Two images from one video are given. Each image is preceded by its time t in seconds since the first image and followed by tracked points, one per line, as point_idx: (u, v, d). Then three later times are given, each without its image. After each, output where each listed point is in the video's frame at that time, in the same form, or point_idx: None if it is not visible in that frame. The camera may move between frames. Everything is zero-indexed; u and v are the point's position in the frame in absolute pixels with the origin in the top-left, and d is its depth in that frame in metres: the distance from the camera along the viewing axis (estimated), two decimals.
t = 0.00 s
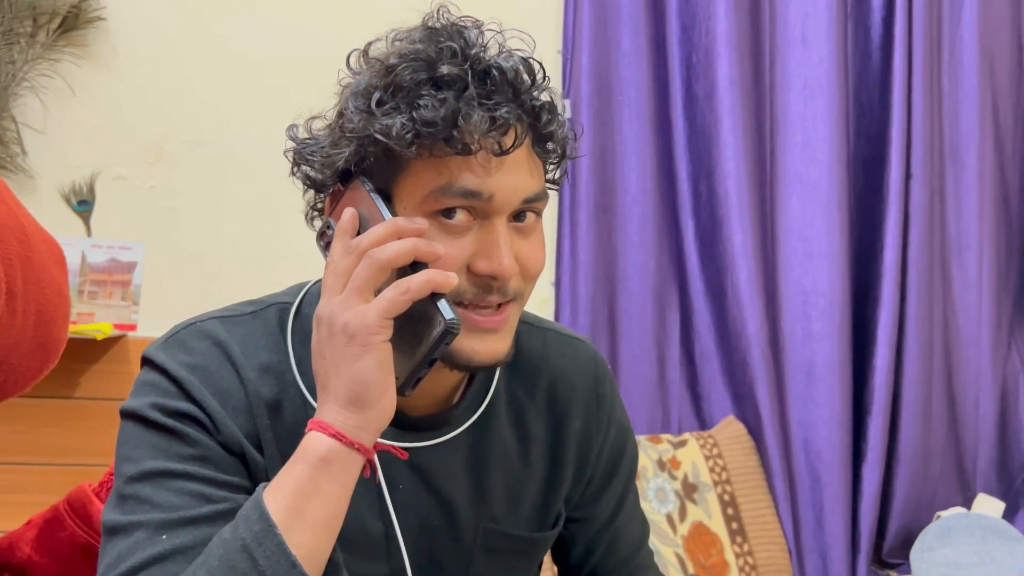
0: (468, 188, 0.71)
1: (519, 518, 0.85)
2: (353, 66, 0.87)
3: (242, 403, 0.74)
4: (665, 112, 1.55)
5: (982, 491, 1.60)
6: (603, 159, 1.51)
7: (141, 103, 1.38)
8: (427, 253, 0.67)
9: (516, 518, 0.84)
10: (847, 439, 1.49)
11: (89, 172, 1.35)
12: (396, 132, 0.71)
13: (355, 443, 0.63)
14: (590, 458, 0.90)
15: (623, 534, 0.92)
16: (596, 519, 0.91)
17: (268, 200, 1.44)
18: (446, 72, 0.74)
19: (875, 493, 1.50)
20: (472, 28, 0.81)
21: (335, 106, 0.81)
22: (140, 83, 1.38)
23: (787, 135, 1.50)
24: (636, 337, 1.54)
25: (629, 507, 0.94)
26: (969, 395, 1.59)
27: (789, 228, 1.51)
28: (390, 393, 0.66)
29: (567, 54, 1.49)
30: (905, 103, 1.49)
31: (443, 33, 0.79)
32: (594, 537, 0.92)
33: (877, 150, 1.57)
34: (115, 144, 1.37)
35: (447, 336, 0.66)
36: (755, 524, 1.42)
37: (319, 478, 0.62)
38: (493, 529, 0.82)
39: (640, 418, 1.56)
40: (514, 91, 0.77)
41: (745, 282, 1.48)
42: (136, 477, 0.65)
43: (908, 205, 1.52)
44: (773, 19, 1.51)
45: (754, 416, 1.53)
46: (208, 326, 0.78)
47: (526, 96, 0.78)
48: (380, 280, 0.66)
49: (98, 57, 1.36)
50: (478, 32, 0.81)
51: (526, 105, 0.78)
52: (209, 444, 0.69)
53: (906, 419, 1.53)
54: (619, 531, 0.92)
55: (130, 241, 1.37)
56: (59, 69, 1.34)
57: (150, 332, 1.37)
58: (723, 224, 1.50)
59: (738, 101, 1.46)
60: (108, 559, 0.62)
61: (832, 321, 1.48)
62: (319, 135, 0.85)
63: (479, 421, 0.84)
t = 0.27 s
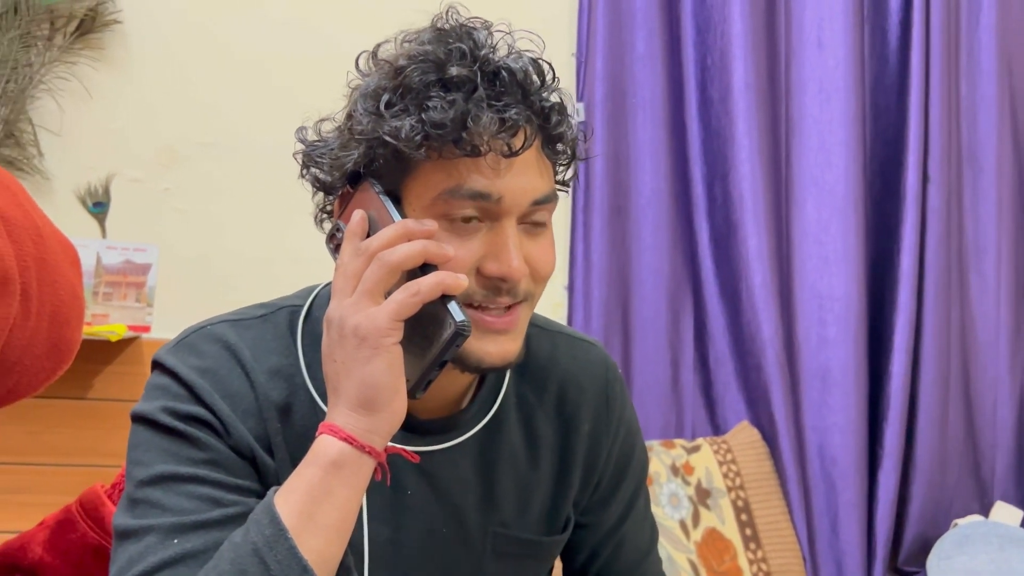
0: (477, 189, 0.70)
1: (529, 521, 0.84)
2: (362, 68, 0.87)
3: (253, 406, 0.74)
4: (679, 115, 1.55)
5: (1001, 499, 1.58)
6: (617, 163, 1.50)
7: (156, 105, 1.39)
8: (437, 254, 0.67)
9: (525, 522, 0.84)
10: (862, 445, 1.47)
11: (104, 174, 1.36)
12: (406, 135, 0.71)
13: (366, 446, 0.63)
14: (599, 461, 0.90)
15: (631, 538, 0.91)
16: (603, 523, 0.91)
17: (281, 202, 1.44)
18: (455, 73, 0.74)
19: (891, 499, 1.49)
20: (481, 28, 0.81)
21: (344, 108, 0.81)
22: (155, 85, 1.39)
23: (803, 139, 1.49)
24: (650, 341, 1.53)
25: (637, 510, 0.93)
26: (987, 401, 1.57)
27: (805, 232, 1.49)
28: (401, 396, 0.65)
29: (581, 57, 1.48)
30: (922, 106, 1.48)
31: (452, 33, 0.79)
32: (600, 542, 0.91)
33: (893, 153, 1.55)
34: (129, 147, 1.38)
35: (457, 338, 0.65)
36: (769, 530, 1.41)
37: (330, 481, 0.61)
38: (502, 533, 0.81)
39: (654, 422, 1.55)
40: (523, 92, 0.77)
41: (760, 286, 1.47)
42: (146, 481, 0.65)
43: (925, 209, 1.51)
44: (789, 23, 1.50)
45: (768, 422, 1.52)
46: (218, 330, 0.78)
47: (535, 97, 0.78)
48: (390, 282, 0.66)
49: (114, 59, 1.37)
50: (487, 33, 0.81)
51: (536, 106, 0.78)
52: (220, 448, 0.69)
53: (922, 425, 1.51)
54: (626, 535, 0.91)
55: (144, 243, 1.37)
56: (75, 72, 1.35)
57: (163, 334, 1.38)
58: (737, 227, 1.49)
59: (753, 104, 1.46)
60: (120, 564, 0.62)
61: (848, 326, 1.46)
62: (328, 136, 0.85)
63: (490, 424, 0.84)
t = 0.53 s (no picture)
0: (500, 197, 0.71)
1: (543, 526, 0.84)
2: (389, 74, 0.88)
3: (275, 408, 0.75)
4: (694, 121, 1.55)
5: (1017, 508, 1.57)
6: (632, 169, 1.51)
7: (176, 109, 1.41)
8: (461, 259, 0.67)
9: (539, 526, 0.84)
10: (877, 452, 1.47)
11: (124, 177, 1.38)
12: (431, 142, 0.72)
13: (390, 448, 0.64)
14: (613, 469, 0.90)
15: (642, 546, 0.92)
16: (615, 531, 0.91)
17: (299, 206, 1.45)
18: (481, 82, 0.75)
19: (906, 507, 1.48)
20: (509, 38, 0.81)
21: (370, 113, 0.82)
22: (175, 90, 1.40)
23: (818, 145, 1.48)
24: (664, 347, 1.53)
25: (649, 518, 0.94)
26: (1003, 409, 1.56)
27: (820, 238, 1.49)
28: (425, 399, 0.66)
29: (596, 63, 1.49)
30: (939, 113, 1.48)
31: (480, 42, 0.79)
32: (611, 549, 0.91)
33: (909, 160, 1.55)
34: (149, 151, 1.39)
35: (481, 341, 0.66)
36: (782, 537, 1.41)
37: (355, 482, 0.62)
38: (518, 538, 0.82)
39: (667, 428, 1.55)
40: (549, 101, 0.78)
41: (775, 292, 1.47)
42: (172, 481, 0.66)
43: (941, 217, 1.50)
44: (804, 31, 1.50)
45: (782, 428, 1.52)
46: (241, 332, 0.79)
47: (560, 107, 0.79)
48: (414, 287, 0.67)
49: (135, 65, 1.39)
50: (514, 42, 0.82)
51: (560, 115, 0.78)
52: (244, 449, 0.70)
53: (938, 433, 1.51)
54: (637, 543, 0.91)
55: (163, 246, 1.39)
56: (97, 77, 1.37)
57: (181, 336, 1.39)
58: (752, 233, 1.49)
59: (768, 111, 1.46)
60: (146, 563, 0.63)
61: (863, 333, 1.46)
62: (353, 141, 0.86)
63: (507, 429, 0.84)
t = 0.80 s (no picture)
0: (512, 198, 0.71)
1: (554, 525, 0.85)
2: (406, 72, 0.88)
3: (290, 403, 0.75)
4: (705, 120, 1.55)
5: None
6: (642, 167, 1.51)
7: (188, 106, 1.41)
8: (476, 257, 0.67)
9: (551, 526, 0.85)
10: (885, 453, 1.46)
11: (136, 174, 1.39)
12: (444, 142, 0.72)
13: (404, 443, 0.64)
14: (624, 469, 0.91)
15: (653, 546, 0.92)
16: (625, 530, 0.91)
17: (310, 202, 1.45)
18: (497, 83, 0.75)
19: (914, 508, 1.48)
20: (526, 39, 0.81)
21: (387, 111, 0.82)
22: (187, 87, 1.41)
23: (829, 145, 1.48)
24: (673, 346, 1.53)
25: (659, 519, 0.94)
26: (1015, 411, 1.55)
27: (830, 238, 1.49)
28: (439, 396, 0.66)
29: (606, 62, 1.49)
30: (950, 112, 1.47)
31: (497, 43, 0.80)
32: (623, 548, 0.92)
33: (921, 160, 1.54)
34: (161, 148, 1.40)
35: (494, 339, 0.66)
36: (789, 536, 1.41)
37: (369, 478, 0.62)
38: (529, 537, 0.82)
39: (675, 427, 1.55)
40: (564, 104, 0.78)
41: (784, 292, 1.47)
42: (188, 475, 0.66)
43: (952, 217, 1.50)
44: (816, 30, 1.50)
45: (791, 428, 1.52)
46: (256, 328, 0.80)
47: (575, 109, 0.79)
48: (428, 284, 0.66)
49: (146, 62, 1.40)
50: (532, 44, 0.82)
51: (575, 118, 0.78)
52: (259, 444, 0.70)
53: (948, 434, 1.50)
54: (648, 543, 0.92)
55: (174, 243, 1.40)
56: (109, 74, 1.39)
57: (192, 331, 1.39)
58: (762, 232, 1.49)
59: (779, 110, 1.45)
60: (163, 555, 0.63)
61: (872, 334, 1.46)
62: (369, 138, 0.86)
63: (516, 427, 0.84)
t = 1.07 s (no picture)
0: (524, 184, 0.71)
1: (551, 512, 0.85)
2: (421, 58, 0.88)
3: (298, 385, 0.75)
4: (711, 108, 1.54)
5: None
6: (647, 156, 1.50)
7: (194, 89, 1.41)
8: (487, 242, 0.67)
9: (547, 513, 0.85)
10: (888, 444, 1.46)
11: (142, 158, 1.39)
12: (459, 127, 0.72)
13: (415, 425, 0.64)
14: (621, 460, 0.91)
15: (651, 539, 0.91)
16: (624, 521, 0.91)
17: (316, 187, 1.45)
18: (512, 70, 0.74)
19: (916, 499, 1.48)
20: (543, 27, 0.81)
21: (400, 96, 0.82)
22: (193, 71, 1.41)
23: (834, 134, 1.47)
24: (675, 334, 1.53)
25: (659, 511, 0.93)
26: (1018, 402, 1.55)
27: (834, 228, 1.48)
28: (449, 378, 0.66)
29: (613, 49, 1.49)
30: (958, 102, 1.46)
31: (513, 29, 0.79)
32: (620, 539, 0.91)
33: (927, 150, 1.53)
34: (166, 131, 1.40)
35: (505, 324, 0.65)
36: (790, 525, 1.41)
37: (379, 459, 0.62)
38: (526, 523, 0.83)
39: (677, 416, 1.55)
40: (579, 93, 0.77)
41: (788, 282, 1.46)
42: (196, 455, 0.66)
43: (958, 207, 1.49)
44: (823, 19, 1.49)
45: (792, 418, 1.52)
46: (265, 311, 0.80)
47: (588, 99, 0.78)
48: (440, 268, 0.66)
49: (152, 45, 1.40)
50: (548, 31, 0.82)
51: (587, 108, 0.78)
52: (267, 426, 0.70)
53: (950, 425, 1.50)
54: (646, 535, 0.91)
55: (178, 228, 1.40)
56: (113, 58, 1.38)
57: (196, 316, 1.40)
58: (767, 222, 1.49)
59: (785, 98, 1.45)
60: (170, 534, 0.63)
61: (875, 324, 1.45)
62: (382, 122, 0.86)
63: (520, 415, 0.84)
